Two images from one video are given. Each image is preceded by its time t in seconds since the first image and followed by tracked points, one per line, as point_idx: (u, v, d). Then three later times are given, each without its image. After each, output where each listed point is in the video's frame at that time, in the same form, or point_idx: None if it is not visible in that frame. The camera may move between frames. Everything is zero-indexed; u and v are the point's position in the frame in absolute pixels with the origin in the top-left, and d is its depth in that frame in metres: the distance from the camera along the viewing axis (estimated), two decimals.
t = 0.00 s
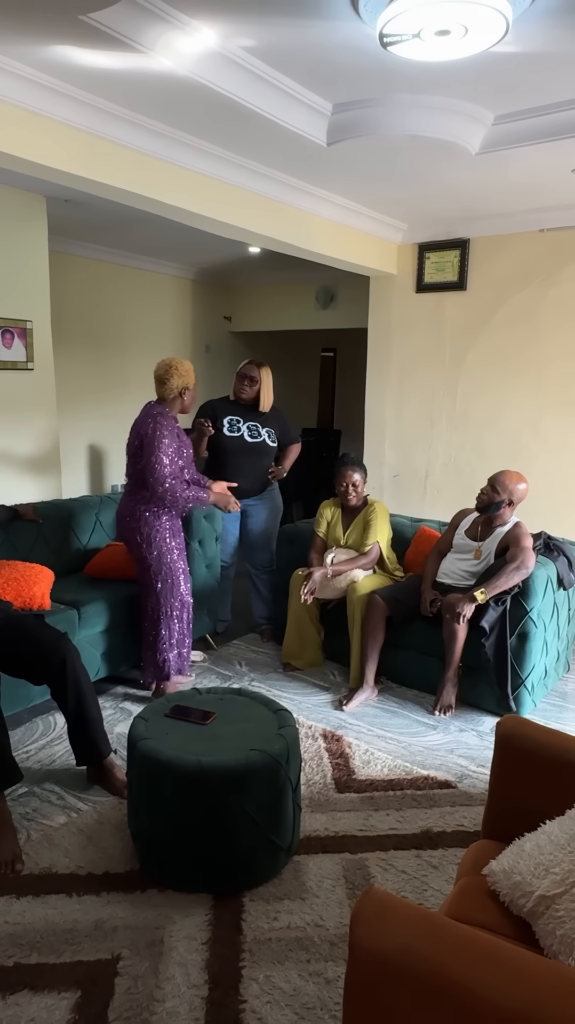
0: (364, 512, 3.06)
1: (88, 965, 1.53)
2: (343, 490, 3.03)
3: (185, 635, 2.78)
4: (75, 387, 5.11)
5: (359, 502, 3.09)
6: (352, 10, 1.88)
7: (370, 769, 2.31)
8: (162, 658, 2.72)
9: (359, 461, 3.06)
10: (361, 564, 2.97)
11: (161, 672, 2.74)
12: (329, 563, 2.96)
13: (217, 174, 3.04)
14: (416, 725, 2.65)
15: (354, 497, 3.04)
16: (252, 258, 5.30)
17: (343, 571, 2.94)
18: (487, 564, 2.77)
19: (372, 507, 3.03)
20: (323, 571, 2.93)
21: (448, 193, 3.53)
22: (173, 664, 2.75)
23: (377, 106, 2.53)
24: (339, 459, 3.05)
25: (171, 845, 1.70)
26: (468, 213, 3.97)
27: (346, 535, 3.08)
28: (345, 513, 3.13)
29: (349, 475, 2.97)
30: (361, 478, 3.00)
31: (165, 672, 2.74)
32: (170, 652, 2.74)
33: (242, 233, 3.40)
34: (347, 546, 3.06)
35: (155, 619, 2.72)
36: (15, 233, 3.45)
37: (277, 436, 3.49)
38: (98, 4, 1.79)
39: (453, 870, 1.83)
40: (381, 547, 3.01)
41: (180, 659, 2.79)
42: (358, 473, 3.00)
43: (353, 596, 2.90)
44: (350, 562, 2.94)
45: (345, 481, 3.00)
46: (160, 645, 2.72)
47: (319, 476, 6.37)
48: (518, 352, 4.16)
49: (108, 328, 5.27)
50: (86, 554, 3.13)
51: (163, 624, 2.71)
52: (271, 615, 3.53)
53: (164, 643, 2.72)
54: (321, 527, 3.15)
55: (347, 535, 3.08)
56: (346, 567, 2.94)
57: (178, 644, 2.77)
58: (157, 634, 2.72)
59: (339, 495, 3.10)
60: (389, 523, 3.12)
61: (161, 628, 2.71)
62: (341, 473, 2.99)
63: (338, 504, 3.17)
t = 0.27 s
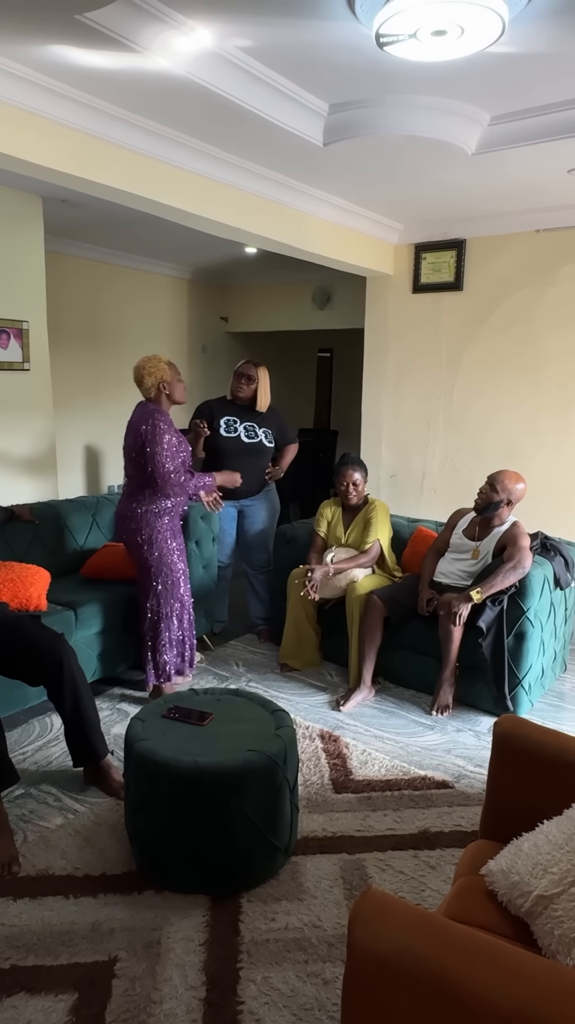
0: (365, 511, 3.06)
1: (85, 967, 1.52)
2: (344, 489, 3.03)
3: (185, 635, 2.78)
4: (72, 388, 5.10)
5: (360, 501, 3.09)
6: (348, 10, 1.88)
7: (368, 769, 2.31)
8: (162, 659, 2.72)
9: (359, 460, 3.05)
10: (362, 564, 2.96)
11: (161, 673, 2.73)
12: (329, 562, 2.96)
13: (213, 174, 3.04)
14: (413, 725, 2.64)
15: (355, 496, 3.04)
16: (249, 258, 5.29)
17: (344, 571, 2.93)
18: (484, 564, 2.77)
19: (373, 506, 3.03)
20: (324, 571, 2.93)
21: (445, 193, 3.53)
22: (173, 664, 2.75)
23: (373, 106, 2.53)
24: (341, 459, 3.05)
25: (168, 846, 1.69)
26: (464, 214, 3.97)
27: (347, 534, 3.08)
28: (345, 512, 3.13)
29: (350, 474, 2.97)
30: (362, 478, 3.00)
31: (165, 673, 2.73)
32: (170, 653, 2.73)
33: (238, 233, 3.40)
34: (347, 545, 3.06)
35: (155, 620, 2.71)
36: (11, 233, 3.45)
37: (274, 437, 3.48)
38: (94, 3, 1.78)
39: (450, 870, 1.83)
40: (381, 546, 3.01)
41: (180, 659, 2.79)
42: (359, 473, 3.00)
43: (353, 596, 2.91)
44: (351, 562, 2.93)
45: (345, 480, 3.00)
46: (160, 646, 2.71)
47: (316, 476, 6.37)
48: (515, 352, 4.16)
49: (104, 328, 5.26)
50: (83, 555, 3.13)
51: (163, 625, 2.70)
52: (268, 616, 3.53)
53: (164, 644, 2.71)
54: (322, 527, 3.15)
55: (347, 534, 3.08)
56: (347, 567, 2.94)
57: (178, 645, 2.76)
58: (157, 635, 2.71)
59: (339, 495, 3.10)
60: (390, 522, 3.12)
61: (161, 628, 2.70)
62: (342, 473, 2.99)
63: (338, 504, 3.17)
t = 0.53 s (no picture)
0: (365, 509, 3.06)
1: (83, 969, 1.52)
2: (343, 489, 3.03)
3: (188, 635, 2.77)
4: (68, 388, 5.09)
5: (360, 500, 3.08)
6: (345, 10, 1.88)
7: (366, 769, 2.31)
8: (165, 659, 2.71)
9: (358, 459, 3.05)
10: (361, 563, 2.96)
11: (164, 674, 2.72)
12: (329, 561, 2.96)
13: (209, 174, 3.03)
14: (411, 725, 2.64)
15: (354, 496, 3.04)
16: (245, 258, 5.29)
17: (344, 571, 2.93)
18: (482, 564, 2.77)
19: (373, 504, 3.03)
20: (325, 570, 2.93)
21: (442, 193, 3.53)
22: (176, 664, 2.74)
23: (369, 106, 2.53)
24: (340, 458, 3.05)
25: (167, 847, 1.69)
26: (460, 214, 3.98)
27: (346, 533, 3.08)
28: (344, 512, 3.13)
29: (349, 473, 2.97)
30: (361, 478, 3.00)
31: (168, 673, 2.73)
32: (174, 652, 2.73)
33: (235, 233, 3.40)
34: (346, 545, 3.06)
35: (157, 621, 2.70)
36: (7, 233, 3.44)
37: (271, 436, 3.48)
38: (90, 3, 1.78)
39: (449, 870, 1.83)
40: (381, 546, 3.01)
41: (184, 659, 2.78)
42: (358, 473, 3.00)
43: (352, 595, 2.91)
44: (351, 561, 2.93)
45: (344, 480, 3.00)
46: (164, 647, 2.70)
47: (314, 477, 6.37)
48: (512, 352, 4.17)
49: (101, 328, 5.25)
50: (80, 555, 3.12)
51: (166, 625, 2.70)
52: (266, 616, 3.52)
53: (168, 644, 2.70)
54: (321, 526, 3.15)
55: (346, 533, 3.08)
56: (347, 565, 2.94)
57: (181, 645, 2.76)
58: (161, 635, 2.70)
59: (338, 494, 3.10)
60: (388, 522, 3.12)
61: (164, 629, 2.69)
62: (341, 474, 2.99)
63: (337, 503, 3.17)
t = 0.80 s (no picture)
0: (361, 509, 3.07)
1: (81, 971, 1.51)
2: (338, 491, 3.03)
3: (188, 634, 2.77)
4: (65, 389, 5.08)
5: (355, 500, 3.09)
6: (341, 9, 1.88)
7: (364, 769, 2.30)
8: (166, 659, 2.71)
9: (352, 459, 3.05)
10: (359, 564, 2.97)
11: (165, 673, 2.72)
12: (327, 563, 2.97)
13: (205, 174, 3.03)
14: (409, 725, 2.64)
15: (348, 496, 3.04)
16: (241, 258, 5.29)
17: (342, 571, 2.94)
18: (479, 564, 2.77)
19: (369, 505, 3.04)
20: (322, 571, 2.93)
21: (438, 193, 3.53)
22: (176, 664, 2.74)
23: (364, 106, 2.53)
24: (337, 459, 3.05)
25: (165, 848, 1.69)
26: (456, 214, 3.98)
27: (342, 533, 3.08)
28: (340, 512, 3.13)
29: (344, 474, 2.97)
30: (355, 479, 3.00)
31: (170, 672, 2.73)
32: (174, 652, 2.73)
33: (231, 233, 3.39)
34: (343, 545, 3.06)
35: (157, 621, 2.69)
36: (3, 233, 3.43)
37: (268, 436, 3.48)
38: (85, 2, 1.78)
39: (447, 869, 1.83)
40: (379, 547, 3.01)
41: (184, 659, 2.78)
42: (352, 473, 3.00)
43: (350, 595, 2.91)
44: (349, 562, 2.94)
45: (338, 480, 3.01)
46: (165, 647, 2.70)
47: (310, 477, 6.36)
48: (508, 352, 4.17)
49: (97, 328, 5.24)
50: (77, 556, 3.11)
51: (167, 626, 2.69)
52: (263, 616, 3.52)
53: (169, 644, 2.70)
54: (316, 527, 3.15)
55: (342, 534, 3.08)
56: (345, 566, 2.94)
57: (181, 644, 2.76)
58: (162, 635, 2.69)
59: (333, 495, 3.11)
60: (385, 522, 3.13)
61: (166, 629, 2.69)
62: (335, 475, 2.99)
63: (333, 503, 3.17)
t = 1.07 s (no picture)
0: (357, 509, 3.07)
1: (80, 973, 1.51)
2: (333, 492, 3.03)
3: (186, 635, 2.77)
4: (61, 389, 5.07)
5: (351, 500, 3.08)
6: (337, 9, 1.88)
7: (363, 769, 2.30)
8: (164, 660, 2.70)
9: (349, 459, 3.04)
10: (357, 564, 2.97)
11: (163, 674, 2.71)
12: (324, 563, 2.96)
13: (202, 174, 3.03)
14: (407, 725, 2.64)
15: (344, 497, 3.04)
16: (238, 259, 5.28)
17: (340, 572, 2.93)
18: (477, 563, 2.76)
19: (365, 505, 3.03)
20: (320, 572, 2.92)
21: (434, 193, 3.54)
22: (175, 664, 2.74)
23: (361, 105, 2.53)
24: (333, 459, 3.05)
25: (164, 850, 1.68)
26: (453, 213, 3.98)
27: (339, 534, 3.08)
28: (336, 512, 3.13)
29: (340, 474, 2.97)
30: (351, 479, 3.00)
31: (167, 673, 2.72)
32: (172, 653, 2.72)
33: (228, 233, 3.39)
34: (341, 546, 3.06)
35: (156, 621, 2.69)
36: None
37: (265, 436, 3.47)
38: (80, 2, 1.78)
39: (447, 869, 1.83)
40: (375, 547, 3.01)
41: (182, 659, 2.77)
42: (348, 473, 2.99)
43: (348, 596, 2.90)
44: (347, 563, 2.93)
45: (333, 481, 3.01)
46: (162, 648, 2.69)
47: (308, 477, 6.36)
48: (505, 351, 4.17)
49: (93, 329, 5.23)
50: (74, 557, 3.10)
51: (165, 626, 2.69)
52: (261, 617, 3.51)
53: (167, 644, 2.70)
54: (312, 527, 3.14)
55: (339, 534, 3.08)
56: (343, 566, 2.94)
57: (179, 645, 2.75)
58: (160, 636, 2.69)
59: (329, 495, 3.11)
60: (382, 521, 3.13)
61: (163, 630, 2.69)
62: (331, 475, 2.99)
63: (328, 503, 3.17)
